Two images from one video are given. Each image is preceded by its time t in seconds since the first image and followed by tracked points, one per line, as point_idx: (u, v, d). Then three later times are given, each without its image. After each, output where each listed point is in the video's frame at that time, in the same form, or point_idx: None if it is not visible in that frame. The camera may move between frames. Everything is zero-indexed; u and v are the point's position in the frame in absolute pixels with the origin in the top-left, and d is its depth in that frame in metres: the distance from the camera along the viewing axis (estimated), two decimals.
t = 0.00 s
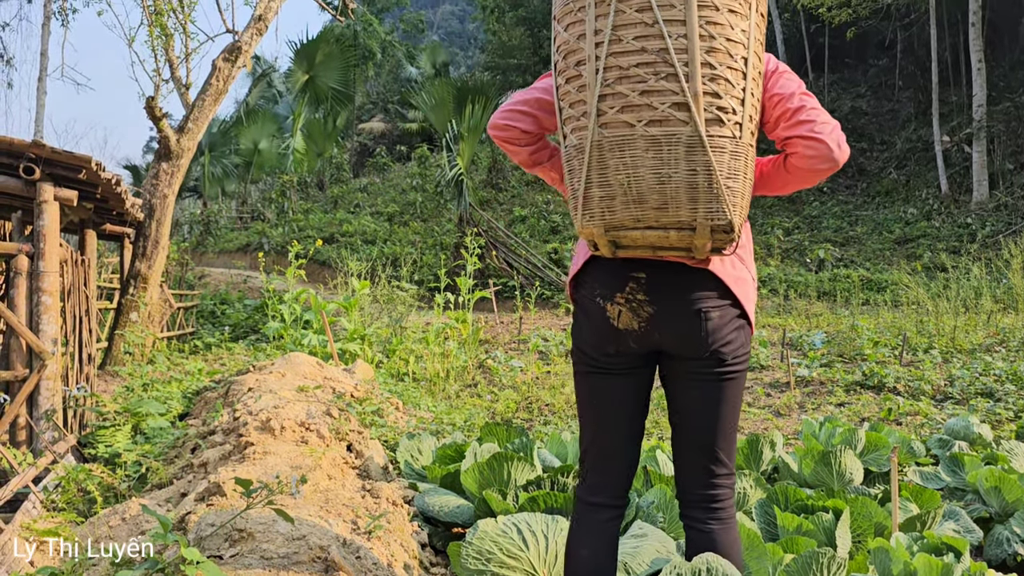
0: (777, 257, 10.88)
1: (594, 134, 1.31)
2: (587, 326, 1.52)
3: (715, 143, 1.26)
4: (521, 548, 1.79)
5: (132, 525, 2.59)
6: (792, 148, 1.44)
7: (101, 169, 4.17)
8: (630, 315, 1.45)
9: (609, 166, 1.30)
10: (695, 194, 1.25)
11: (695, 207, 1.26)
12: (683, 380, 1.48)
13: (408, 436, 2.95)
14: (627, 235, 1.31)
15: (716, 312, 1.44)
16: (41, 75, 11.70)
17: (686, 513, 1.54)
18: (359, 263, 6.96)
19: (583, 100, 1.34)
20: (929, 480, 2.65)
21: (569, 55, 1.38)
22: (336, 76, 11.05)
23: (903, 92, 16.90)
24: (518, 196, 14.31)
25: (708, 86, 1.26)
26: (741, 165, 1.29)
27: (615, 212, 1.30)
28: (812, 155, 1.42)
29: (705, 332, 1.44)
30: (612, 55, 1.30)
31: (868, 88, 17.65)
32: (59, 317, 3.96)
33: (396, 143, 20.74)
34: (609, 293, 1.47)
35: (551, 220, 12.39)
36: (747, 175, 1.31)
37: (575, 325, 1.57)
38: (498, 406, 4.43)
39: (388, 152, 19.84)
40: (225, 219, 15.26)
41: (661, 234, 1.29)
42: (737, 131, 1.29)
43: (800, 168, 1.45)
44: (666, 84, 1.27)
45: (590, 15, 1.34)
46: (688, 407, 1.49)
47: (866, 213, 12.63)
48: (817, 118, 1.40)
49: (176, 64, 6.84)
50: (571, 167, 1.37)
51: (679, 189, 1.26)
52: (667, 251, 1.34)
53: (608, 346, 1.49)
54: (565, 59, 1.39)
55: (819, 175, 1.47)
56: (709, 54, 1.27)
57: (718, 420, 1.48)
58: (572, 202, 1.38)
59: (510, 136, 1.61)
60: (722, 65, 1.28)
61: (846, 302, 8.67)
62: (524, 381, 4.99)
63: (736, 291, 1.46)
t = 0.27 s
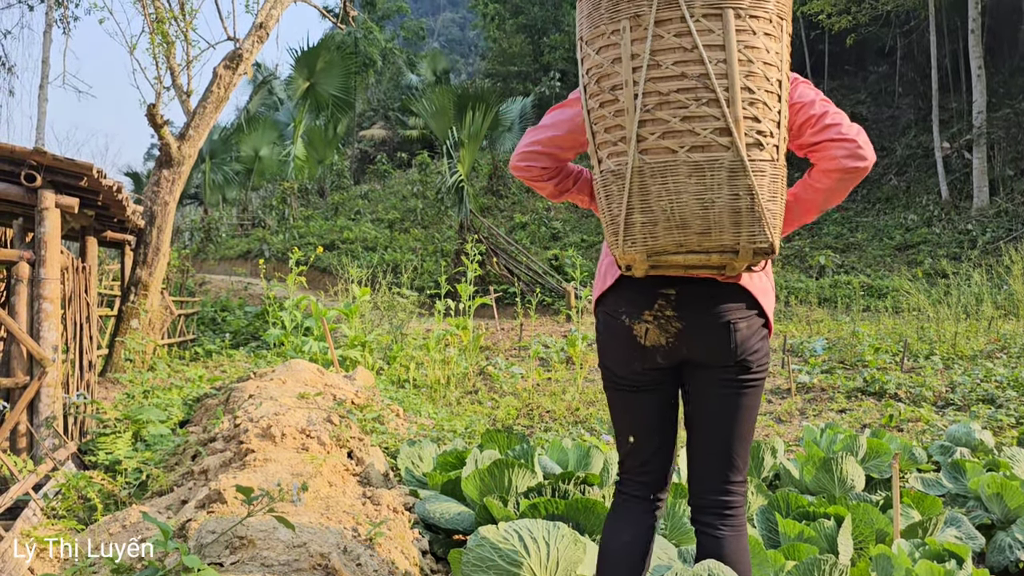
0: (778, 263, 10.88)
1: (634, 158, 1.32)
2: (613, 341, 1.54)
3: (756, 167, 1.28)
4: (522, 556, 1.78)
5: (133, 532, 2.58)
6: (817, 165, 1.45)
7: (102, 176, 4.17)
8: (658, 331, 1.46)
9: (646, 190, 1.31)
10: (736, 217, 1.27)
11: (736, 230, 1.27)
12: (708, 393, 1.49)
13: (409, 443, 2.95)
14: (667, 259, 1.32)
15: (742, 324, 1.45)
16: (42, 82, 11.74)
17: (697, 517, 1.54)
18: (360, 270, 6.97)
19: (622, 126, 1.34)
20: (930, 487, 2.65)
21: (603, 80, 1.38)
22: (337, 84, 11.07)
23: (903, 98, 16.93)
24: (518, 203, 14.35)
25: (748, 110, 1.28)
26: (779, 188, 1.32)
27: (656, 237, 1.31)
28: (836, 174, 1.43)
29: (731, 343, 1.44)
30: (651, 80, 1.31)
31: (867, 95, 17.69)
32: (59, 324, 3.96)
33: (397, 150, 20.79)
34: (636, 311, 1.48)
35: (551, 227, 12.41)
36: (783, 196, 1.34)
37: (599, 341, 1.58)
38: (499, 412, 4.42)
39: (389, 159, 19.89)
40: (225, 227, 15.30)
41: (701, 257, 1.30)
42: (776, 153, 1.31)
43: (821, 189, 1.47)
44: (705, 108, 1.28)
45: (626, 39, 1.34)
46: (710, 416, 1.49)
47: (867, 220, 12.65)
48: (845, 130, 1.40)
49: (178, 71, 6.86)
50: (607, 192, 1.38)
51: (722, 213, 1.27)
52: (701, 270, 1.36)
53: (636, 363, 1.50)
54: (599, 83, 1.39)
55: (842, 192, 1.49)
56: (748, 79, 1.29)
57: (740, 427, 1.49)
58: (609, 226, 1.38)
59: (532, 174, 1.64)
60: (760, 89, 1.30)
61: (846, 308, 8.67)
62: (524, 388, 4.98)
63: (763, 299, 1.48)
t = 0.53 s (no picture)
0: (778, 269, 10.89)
1: (643, 178, 1.34)
2: (611, 350, 1.54)
3: (762, 191, 1.32)
4: (522, 562, 1.79)
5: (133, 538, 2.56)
6: (813, 186, 1.48)
7: (102, 182, 4.18)
8: (660, 341, 1.47)
9: (652, 208, 1.33)
10: (743, 236, 1.30)
11: (742, 249, 1.31)
12: (707, 400, 1.50)
13: (409, 449, 2.95)
14: (675, 279, 1.35)
15: (742, 333, 1.47)
16: (43, 89, 11.78)
17: (692, 522, 1.55)
18: (360, 276, 6.97)
19: (630, 150, 1.36)
20: (931, 493, 2.65)
21: (611, 103, 1.40)
22: (337, 90, 11.10)
23: (902, 105, 16.97)
24: (518, 209, 14.39)
25: (754, 136, 1.32)
26: (781, 209, 1.36)
27: (665, 259, 1.33)
28: (833, 194, 1.46)
29: (730, 352, 1.46)
30: (660, 105, 1.34)
31: (866, 101, 17.74)
32: (60, 331, 3.96)
33: (397, 157, 20.83)
34: (638, 321, 1.48)
35: (551, 233, 12.43)
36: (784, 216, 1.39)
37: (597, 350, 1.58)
38: (498, 419, 4.42)
39: (389, 166, 19.94)
40: (226, 233, 15.33)
41: (708, 274, 1.33)
42: (778, 176, 1.35)
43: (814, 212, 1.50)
44: (712, 131, 1.31)
45: (634, 62, 1.36)
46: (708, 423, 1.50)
47: (867, 226, 12.68)
48: (843, 149, 1.43)
49: (178, 78, 6.89)
50: (616, 214, 1.39)
51: (730, 235, 1.31)
52: (703, 288, 1.39)
53: (637, 373, 1.50)
54: (607, 105, 1.40)
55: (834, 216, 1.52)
56: (754, 105, 1.33)
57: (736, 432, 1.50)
58: (617, 247, 1.40)
59: (536, 193, 1.70)
60: (764, 115, 1.34)
61: (846, 314, 8.68)
62: (524, 394, 4.98)
63: (759, 308, 1.51)
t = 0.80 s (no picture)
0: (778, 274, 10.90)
1: (635, 185, 1.39)
2: (600, 350, 1.57)
3: (748, 194, 1.39)
4: (521, 567, 1.79)
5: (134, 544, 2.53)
6: (790, 199, 1.58)
7: (103, 188, 4.18)
8: (653, 345, 1.50)
9: (644, 215, 1.39)
10: (732, 240, 1.36)
11: (731, 254, 1.37)
12: (693, 406, 1.56)
13: (410, 454, 2.95)
14: (669, 282, 1.39)
15: (728, 344, 1.53)
16: (44, 95, 11.80)
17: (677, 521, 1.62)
18: (360, 281, 6.97)
19: (622, 158, 1.41)
20: (932, 498, 2.64)
21: (600, 115, 1.45)
22: (338, 96, 11.12)
23: (902, 110, 17.00)
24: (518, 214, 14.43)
25: (737, 143, 1.40)
26: (765, 212, 1.43)
27: (660, 262, 1.38)
28: (810, 206, 1.54)
29: (718, 363, 1.52)
30: (649, 115, 1.40)
31: (865, 107, 17.78)
32: (60, 336, 3.96)
33: (397, 162, 20.87)
34: (631, 326, 1.51)
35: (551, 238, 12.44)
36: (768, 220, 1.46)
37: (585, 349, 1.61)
38: (499, 424, 4.41)
39: (389, 171, 19.98)
40: (226, 238, 15.36)
41: (698, 279, 1.38)
42: (760, 182, 1.43)
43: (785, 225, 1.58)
44: (698, 142, 1.39)
45: (623, 75, 1.43)
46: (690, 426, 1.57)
47: (867, 231, 12.70)
48: (818, 164, 1.53)
49: (179, 84, 6.90)
50: (609, 221, 1.43)
51: (720, 237, 1.37)
52: (693, 291, 1.44)
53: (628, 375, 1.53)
54: (596, 118, 1.46)
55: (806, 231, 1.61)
56: (736, 113, 1.41)
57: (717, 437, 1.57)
58: (611, 253, 1.43)
59: (520, 217, 1.72)
60: (745, 123, 1.42)
61: (847, 319, 8.68)
62: (525, 400, 4.97)
63: (744, 318, 1.57)
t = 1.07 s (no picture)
0: (779, 279, 10.91)
1: (633, 197, 1.41)
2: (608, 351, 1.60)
3: (744, 197, 1.41)
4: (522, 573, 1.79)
5: (134, 550, 2.53)
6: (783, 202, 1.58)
7: (104, 193, 4.19)
8: (661, 354, 1.53)
9: (643, 223, 1.40)
10: (731, 244, 1.38)
11: (731, 256, 1.38)
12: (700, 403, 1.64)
13: (410, 459, 2.95)
14: (673, 290, 1.39)
15: (733, 353, 1.59)
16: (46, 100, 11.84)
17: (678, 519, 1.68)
18: (360, 286, 6.97)
19: (617, 172, 1.43)
20: (933, 503, 2.64)
21: (593, 132, 1.47)
22: (338, 101, 11.13)
23: (902, 114, 17.02)
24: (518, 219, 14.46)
25: (730, 149, 1.42)
26: (762, 214, 1.45)
27: (662, 270, 1.38)
28: (805, 205, 1.56)
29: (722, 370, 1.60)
30: (641, 129, 1.42)
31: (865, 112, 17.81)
32: (60, 341, 3.97)
33: (397, 167, 20.92)
34: (639, 333, 1.54)
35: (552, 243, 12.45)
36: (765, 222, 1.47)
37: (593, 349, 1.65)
38: (499, 429, 4.41)
39: (390, 176, 20.02)
40: (226, 243, 15.39)
41: (702, 284, 1.39)
42: (755, 185, 1.45)
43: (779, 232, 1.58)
44: (694, 151, 1.41)
45: (614, 91, 1.45)
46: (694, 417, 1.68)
47: (867, 235, 12.72)
48: (811, 163, 1.56)
49: (180, 89, 6.92)
50: (610, 235, 1.44)
51: (719, 242, 1.38)
52: (696, 297, 1.44)
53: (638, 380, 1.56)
54: (590, 135, 1.47)
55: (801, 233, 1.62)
56: (727, 120, 1.43)
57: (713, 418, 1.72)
58: (615, 265, 1.44)
59: (524, 236, 1.70)
60: (736, 129, 1.44)
61: (847, 323, 8.68)
62: (525, 405, 4.97)
63: (748, 322, 1.62)
